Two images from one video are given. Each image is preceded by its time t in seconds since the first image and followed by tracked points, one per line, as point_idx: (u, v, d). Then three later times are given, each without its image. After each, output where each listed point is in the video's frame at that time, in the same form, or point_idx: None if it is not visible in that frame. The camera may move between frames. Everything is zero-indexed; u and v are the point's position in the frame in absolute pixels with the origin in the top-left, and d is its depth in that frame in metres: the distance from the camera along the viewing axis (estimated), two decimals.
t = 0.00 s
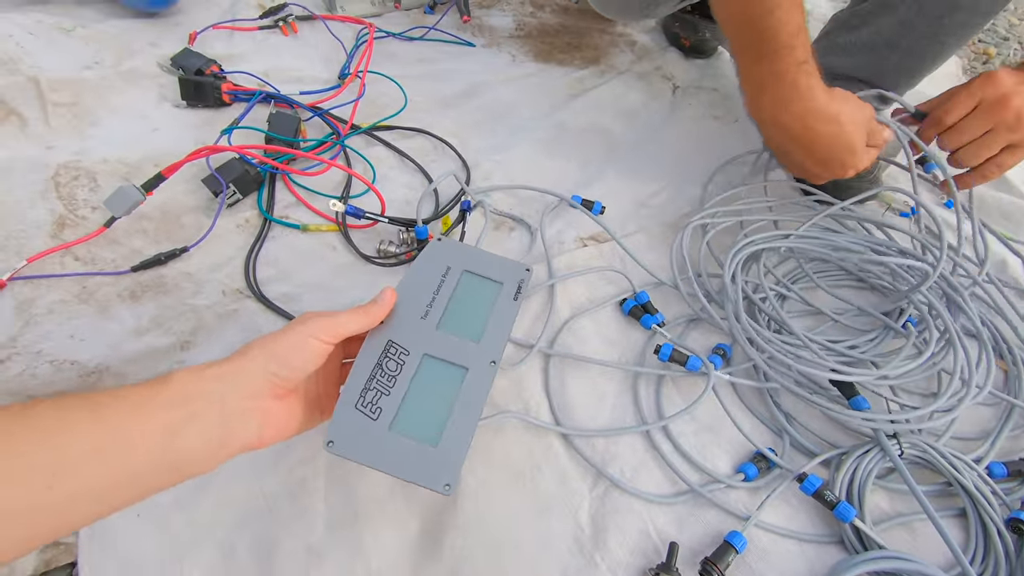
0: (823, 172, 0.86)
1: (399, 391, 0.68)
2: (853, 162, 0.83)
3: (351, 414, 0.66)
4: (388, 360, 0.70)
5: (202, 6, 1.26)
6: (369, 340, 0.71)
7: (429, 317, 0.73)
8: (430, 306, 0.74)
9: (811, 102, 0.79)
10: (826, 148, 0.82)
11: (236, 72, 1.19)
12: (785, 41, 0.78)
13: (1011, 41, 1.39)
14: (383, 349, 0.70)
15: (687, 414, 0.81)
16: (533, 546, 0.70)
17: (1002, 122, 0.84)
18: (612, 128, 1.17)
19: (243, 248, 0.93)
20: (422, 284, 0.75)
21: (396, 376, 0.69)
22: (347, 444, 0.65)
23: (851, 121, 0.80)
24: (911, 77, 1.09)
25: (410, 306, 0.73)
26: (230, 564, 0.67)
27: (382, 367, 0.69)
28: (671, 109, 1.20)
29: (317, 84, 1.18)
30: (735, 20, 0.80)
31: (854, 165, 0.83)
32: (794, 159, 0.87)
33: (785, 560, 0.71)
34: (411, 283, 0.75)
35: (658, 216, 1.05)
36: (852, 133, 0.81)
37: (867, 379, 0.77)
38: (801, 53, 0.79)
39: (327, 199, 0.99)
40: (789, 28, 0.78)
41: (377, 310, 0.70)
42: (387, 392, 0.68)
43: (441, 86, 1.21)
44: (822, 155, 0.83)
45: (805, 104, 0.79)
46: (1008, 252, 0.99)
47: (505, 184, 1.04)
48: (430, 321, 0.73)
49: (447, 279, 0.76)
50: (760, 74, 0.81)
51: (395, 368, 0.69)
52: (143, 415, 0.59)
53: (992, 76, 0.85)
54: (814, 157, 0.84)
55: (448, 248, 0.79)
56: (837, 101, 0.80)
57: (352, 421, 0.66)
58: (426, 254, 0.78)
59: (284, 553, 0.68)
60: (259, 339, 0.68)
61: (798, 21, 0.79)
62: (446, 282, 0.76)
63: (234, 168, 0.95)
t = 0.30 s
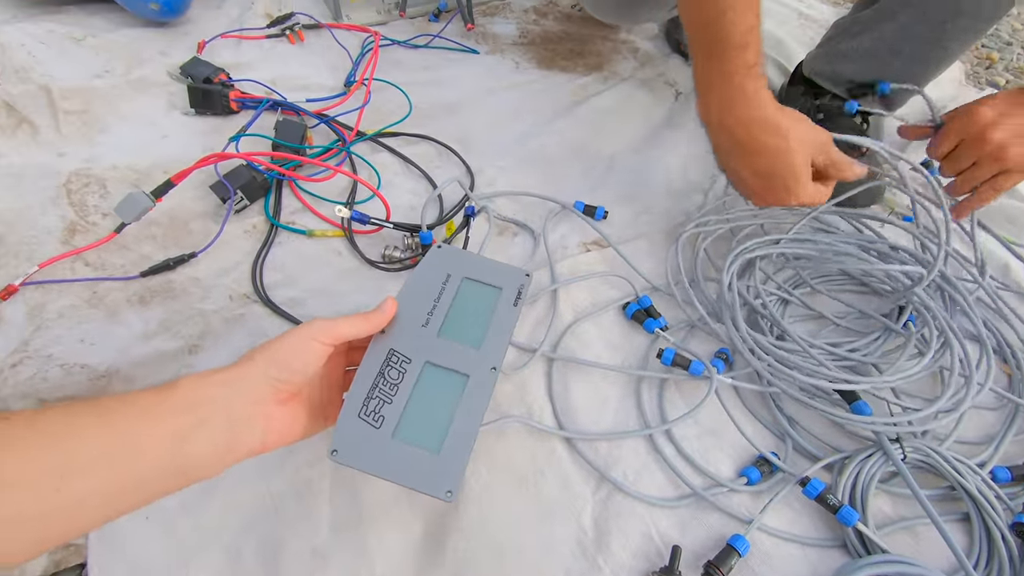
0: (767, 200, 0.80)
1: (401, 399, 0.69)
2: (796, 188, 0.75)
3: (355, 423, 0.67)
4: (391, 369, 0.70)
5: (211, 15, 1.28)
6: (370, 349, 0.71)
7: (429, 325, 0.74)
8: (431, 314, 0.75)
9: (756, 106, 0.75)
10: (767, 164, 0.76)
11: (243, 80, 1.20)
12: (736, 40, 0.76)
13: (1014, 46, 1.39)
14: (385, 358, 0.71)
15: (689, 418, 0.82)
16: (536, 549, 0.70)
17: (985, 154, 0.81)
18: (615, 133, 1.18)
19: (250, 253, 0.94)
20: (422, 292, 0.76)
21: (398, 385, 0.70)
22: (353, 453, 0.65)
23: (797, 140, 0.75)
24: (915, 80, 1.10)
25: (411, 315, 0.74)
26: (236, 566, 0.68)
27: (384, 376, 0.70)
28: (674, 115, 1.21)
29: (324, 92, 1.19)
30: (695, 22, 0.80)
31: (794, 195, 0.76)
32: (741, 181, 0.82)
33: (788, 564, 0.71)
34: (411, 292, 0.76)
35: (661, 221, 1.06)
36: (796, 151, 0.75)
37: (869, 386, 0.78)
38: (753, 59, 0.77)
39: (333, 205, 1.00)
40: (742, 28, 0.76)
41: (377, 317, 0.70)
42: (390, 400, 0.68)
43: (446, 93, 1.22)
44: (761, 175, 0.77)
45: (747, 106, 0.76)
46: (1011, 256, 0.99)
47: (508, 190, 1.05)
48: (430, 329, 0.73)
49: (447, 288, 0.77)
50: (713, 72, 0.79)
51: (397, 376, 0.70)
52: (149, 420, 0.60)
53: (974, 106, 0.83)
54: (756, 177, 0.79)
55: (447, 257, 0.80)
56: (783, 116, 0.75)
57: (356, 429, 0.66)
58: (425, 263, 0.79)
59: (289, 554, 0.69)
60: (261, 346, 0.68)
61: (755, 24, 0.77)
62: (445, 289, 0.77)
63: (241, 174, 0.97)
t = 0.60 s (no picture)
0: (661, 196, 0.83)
1: (397, 404, 0.69)
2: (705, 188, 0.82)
3: (351, 428, 0.67)
4: (387, 374, 0.71)
5: (212, 27, 1.30)
6: (367, 355, 0.72)
7: (425, 330, 0.74)
8: (426, 320, 0.75)
9: (690, 99, 0.80)
10: (689, 158, 0.80)
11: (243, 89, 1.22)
12: (693, 28, 0.79)
13: (1011, 49, 1.39)
14: (381, 364, 0.72)
15: (685, 422, 0.82)
16: (531, 552, 0.71)
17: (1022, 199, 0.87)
18: (612, 139, 1.19)
19: (249, 261, 0.95)
20: (418, 298, 0.77)
21: (395, 390, 0.70)
22: (352, 457, 0.66)
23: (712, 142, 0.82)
24: (908, 89, 1.09)
25: (407, 320, 0.75)
26: (234, 570, 0.69)
27: (381, 381, 0.71)
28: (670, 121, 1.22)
29: (323, 101, 1.21)
30: None
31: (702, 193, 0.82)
32: (644, 170, 0.84)
33: (782, 567, 0.71)
34: (407, 298, 0.76)
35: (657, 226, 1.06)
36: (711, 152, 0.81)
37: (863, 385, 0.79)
38: (700, 52, 0.80)
39: (332, 212, 1.01)
40: (700, 20, 0.79)
41: (373, 323, 0.71)
42: (386, 405, 0.69)
43: (443, 101, 1.23)
44: (673, 167, 0.81)
45: (687, 97, 0.79)
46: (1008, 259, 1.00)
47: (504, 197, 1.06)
48: (426, 334, 0.74)
49: (442, 293, 0.78)
50: (663, 51, 0.80)
51: (393, 381, 0.71)
52: (147, 427, 0.61)
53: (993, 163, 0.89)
54: (667, 166, 0.81)
55: (442, 262, 0.80)
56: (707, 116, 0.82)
57: (353, 434, 0.67)
58: (421, 269, 0.79)
59: (286, 559, 0.69)
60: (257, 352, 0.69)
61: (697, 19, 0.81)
62: (440, 295, 0.77)
63: (241, 183, 0.98)
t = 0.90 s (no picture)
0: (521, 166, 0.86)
1: (393, 408, 0.70)
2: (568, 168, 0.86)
3: (347, 432, 0.68)
4: (383, 377, 0.72)
5: (207, 34, 1.31)
6: (362, 359, 0.73)
7: (421, 334, 0.75)
8: (423, 323, 0.76)
9: (559, 83, 0.88)
10: (552, 134, 0.86)
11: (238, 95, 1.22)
12: (572, 21, 0.85)
13: (1003, 47, 1.40)
14: (376, 367, 0.72)
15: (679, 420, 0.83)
16: (525, 553, 0.71)
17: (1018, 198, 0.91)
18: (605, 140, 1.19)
19: (245, 266, 0.96)
20: (415, 301, 0.77)
21: (390, 394, 0.71)
22: (347, 462, 0.66)
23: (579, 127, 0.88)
24: (900, 86, 1.10)
25: (403, 324, 0.75)
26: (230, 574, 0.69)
27: (376, 385, 0.71)
28: (663, 122, 1.23)
29: (318, 106, 1.21)
30: None
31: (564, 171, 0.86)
32: (509, 137, 0.89)
33: (777, 564, 0.71)
34: (404, 300, 0.77)
35: (650, 227, 1.07)
36: (577, 136, 0.88)
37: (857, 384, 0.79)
38: (576, 45, 0.87)
39: (326, 217, 1.02)
40: (581, 13, 0.85)
41: (367, 325, 0.71)
42: (381, 409, 0.70)
43: (438, 105, 1.24)
44: (535, 140, 0.86)
45: (555, 79, 0.87)
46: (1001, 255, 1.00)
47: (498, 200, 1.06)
48: (422, 338, 0.75)
49: (439, 296, 0.78)
50: (542, 37, 0.87)
51: (388, 385, 0.71)
52: (142, 431, 0.61)
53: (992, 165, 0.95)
54: (530, 138, 0.87)
55: (440, 264, 0.81)
56: (572, 102, 0.89)
57: (348, 438, 0.67)
58: (418, 271, 0.80)
59: (282, 562, 0.70)
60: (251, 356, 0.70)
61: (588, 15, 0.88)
62: (437, 298, 0.78)
63: (236, 189, 0.98)
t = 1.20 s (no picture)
0: (529, 178, 0.88)
1: (405, 411, 0.70)
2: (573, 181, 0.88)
3: (359, 436, 0.67)
4: (395, 380, 0.71)
5: (211, 40, 1.31)
6: (375, 360, 0.72)
7: (434, 335, 0.75)
8: (436, 324, 0.76)
9: (574, 93, 0.88)
10: (564, 147, 0.87)
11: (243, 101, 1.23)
12: (587, 30, 0.83)
13: (1008, 43, 1.39)
14: (389, 369, 0.72)
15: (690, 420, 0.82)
16: (537, 555, 0.71)
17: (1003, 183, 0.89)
18: (610, 140, 1.19)
19: (252, 270, 0.96)
20: (429, 302, 0.77)
21: (402, 396, 0.70)
22: (360, 465, 0.66)
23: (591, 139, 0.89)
24: (906, 83, 1.09)
25: (416, 325, 0.75)
26: None
27: (388, 387, 0.71)
28: (668, 122, 1.22)
29: (322, 110, 1.22)
30: None
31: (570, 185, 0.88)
32: (522, 148, 0.90)
33: (790, 565, 0.71)
34: (418, 300, 0.77)
35: (657, 227, 1.06)
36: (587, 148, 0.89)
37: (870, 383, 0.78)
38: (591, 54, 0.86)
39: (332, 221, 1.02)
40: (597, 21, 0.83)
41: (380, 326, 0.71)
42: (393, 412, 0.69)
43: (442, 108, 1.24)
44: (544, 152, 0.87)
45: (569, 90, 0.87)
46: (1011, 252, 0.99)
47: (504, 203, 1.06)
48: (435, 339, 0.74)
49: (453, 296, 0.78)
50: (556, 45, 0.86)
51: (401, 388, 0.71)
52: (155, 433, 0.61)
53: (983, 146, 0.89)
54: (541, 149, 0.88)
55: (454, 263, 0.81)
56: (586, 112, 0.89)
57: (360, 442, 0.67)
58: (431, 270, 0.80)
59: (294, 567, 0.70)
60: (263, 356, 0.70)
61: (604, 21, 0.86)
62: (451, 298, 0.78)
63: (243, 195, 0.98)
